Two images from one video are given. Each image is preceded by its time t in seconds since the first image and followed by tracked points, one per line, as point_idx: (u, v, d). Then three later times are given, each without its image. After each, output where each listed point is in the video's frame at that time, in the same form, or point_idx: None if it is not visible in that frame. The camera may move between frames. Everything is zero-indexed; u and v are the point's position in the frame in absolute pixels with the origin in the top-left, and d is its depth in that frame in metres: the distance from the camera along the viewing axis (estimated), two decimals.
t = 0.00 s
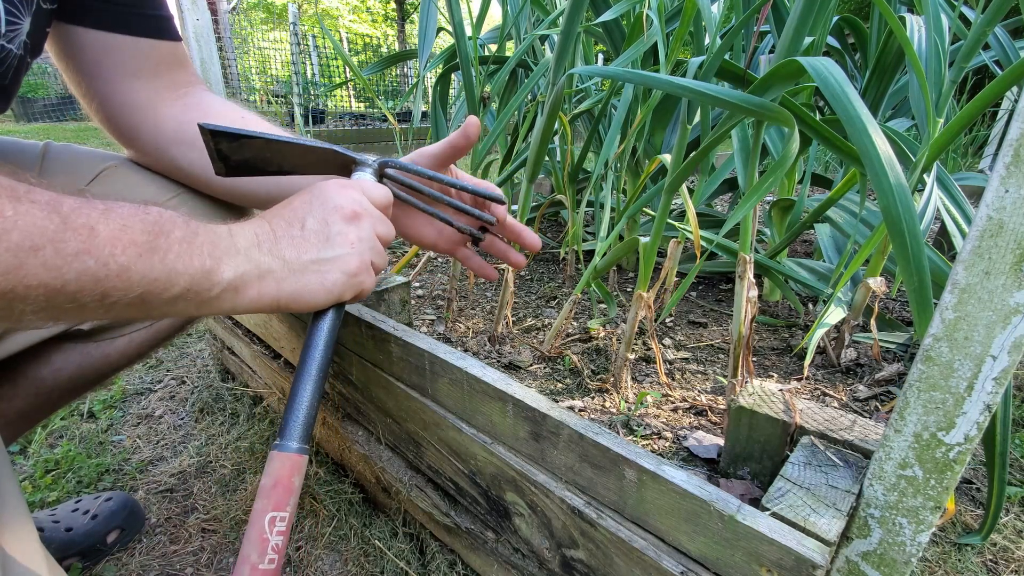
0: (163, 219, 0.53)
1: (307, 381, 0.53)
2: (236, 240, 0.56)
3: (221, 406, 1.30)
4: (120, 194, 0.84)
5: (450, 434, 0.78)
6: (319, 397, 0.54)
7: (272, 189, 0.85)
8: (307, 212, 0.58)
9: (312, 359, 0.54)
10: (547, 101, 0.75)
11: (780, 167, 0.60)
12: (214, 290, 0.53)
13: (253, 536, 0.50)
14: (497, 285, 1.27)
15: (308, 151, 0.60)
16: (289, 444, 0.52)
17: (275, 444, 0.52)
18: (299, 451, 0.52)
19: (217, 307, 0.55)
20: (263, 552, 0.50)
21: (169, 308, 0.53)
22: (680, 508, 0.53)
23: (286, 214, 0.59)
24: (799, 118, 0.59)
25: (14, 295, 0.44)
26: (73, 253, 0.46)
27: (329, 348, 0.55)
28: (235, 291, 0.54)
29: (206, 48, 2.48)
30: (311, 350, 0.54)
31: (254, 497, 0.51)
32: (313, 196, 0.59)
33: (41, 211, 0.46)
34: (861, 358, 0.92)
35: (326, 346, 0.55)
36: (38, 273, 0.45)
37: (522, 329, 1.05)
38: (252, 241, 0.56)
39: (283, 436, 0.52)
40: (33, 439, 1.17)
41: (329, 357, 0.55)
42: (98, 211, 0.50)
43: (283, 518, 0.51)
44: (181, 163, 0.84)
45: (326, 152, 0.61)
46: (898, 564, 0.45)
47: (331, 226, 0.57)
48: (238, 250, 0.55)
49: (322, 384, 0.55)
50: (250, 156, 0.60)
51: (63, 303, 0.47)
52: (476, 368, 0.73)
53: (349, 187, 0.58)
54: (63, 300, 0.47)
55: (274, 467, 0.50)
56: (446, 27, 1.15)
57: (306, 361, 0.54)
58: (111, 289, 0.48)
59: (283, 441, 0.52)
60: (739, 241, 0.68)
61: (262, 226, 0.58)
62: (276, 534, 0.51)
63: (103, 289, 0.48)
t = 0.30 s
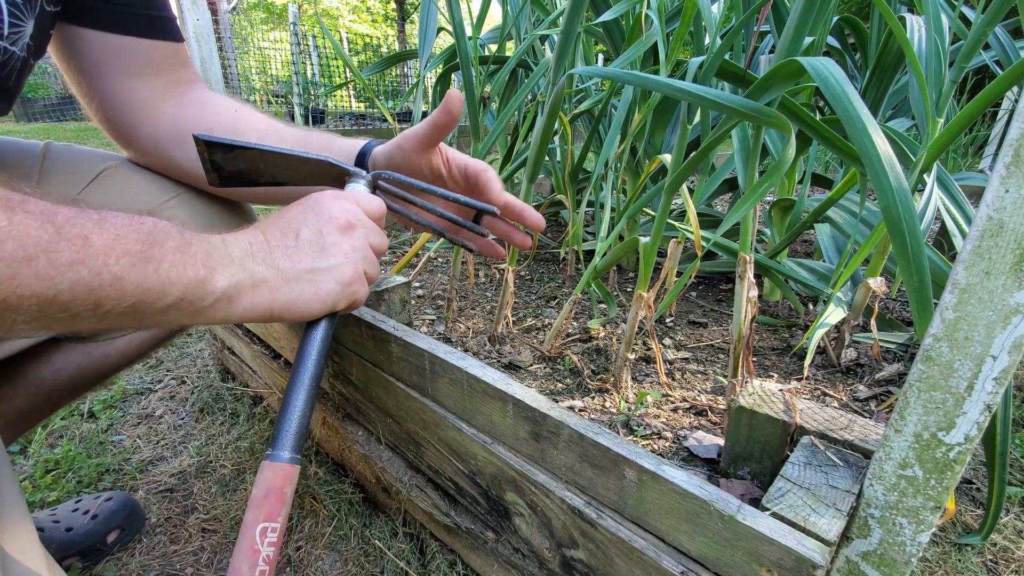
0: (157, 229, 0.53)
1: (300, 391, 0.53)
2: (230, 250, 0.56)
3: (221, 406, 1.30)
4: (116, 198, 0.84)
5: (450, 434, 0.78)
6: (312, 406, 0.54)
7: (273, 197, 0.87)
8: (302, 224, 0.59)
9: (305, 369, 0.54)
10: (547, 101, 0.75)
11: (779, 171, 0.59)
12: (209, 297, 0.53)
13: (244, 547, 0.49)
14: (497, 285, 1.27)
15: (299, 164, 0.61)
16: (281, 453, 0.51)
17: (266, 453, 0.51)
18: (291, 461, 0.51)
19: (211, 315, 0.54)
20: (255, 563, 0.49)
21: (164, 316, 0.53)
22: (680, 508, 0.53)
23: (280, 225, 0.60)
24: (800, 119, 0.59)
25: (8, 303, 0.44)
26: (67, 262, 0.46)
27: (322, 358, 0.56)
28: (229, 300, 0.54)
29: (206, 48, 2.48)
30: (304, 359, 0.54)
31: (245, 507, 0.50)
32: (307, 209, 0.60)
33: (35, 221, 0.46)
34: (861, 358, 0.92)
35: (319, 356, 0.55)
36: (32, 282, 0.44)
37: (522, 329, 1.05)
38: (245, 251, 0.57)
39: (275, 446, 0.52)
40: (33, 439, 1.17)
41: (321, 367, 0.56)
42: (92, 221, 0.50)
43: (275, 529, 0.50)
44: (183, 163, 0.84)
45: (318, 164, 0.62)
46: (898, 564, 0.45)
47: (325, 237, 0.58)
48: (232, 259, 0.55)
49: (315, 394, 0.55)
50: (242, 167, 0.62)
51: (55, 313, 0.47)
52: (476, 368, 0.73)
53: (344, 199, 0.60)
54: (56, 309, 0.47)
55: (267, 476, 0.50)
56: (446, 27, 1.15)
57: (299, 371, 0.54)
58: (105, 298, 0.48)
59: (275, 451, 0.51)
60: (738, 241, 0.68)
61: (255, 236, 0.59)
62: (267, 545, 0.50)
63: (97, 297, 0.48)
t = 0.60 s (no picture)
0: (155, 232, 0.53)
1: (301, 391, 0.53)
2: (228, 252, 0.56)
3: (221, 406, 1.30)
4: (115, 199, 0.83)
5: (450, 434, 0.78)
6: (313, 406, 0.54)
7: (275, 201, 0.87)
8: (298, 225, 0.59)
9: (305, 369, 0.54)
10: (547, 101, 0.75)
11: (778, 172, 0.60)
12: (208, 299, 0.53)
13: (250, 548, 0.49)
14: (497, 285, 1.27)
15: (291, 168, 0.62)
16: (284, 454, 0.51)
17: (269, 453, 0.51)
18: (294, 461, 0.52)
19: (210, 317, 0.54)
20: (261, 564, 0.49)
21: (163, 318, 0.53)
22: (680, 508, 0.53)
23: (277, 226, 0.60)
24: (800, 119, 0.59)
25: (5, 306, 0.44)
26: (65, 264, 0.46)
27: (322, 358, 0.56)
28: (229, 303, 0.54)
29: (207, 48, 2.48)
30: (304, 359, 0.55)
31: (249, 508, 0.50)
32: (302, 209, 0.60)
33: (33, 224, 0.46)
34: (861, 358, 0.92)
35: (318, 356, 0.56)
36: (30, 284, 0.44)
37: (522, 329, 1.05)
38: (242, 253, 0.57)
39: (277, 447, 0.52)
40: (33, 439, 1.17)
41: (321, 367, 0.56)
42: (90, 224, 0.50)
43: (280, 529, 0.50)
44: (184, 164, 0.84)
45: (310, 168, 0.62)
46: (898, 564, 0.45)
47: (322, 238, 0.58)
48: (230, 262, 0.55)
49: (316, 394, 0.55)
50: (237, 172, 0.63)
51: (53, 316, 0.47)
52: (476, 368, 0.73)
53: (341, 200, 0.60)
54: (55, 312, 0.47)
55: (271, 476, 0.50)
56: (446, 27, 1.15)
57: (299, 371, 0.54)
58: (103, 300, 0.48)
59: (278, 451, 0.51)
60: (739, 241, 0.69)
61: (253, 238, 0.59)
62: (273, 545, 0.50)
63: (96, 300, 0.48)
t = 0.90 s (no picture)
0: (154, 236, 0.53)
1: (302, 394, 0.53)
2: (228, 255, 0.56)
3: (221, 406, 1.30)
4: (114, 201, 0.83)
5: (450, 434, 0.78)
6: (314, 409, 0.54)
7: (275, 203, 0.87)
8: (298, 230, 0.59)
9: (306, 372, 0.54)
10: (547, 101, 0.75)
11: (778, 171, 0.59)
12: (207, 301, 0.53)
13: (251, 553, 0.49)
14: (497, 285, 1.27)
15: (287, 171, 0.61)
16: (285, 459, 0.51)
17: (269, 458, 0.51)
18: (295, 466, 0.51)
19: (210, 321, 0.54)
20: (262, 569, 0.49)
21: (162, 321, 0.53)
22: (680, 508, 0.53)
23: (277, 230, 0.60)
24: (800, 119, 0.59)
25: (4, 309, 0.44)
26: (64, 268, 0.46)
27: (322, 361, 0.56)
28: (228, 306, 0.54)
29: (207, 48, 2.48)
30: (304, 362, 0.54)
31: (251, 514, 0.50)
32: (301, 214, 0.60)
33: (32, 228, 0.46)
34: (862, 358, 0.92)
35: (319, 359, 0.56)
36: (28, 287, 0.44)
37: (523, 329, 1.05)
38: (243, 256, 0.57)
39: (278, 451, 0.52)
40: (33, 439, 1.17)
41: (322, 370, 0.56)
42: (89, 227, 0.50)
43: (281, 535, 0.50)
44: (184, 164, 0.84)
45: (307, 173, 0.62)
46: (898, 564, 0.45)
47: (323, 241, 0.58)
48: (230, 265, 0.55)
49: (317, 397, 0.55)
50: (236, 177, 0.64)
51: (52, 320, 0.47)
52: (476, 368, 0.73)
53: (340, 204, 0.60)
54: (53, 316, 0.47)
55: (270, 481, 0.50)
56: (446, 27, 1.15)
57: (300, 374, 0.54)
58: (102, 304, 0.48)
59: (279, 456, 0.51)
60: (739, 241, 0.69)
61: (253, 241, 0.59)
62: (275, 551, 0.50)
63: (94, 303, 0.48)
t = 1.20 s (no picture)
0: (149, 232, 0.53)
1: (302, 395, 0.53)
2: (226, 253, 0.56)
3: (221, 406, 1.30)
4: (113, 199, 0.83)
5: (450, 434, 0.78)
6: (315, 409, 0.54)
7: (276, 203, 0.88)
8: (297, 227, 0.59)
9: (307, 372, 0.54)
10: (548, 102, 0.75)
11: (778, 172, 0.59)
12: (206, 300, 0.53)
13: (254, 557, 0.49)
14: (497, 285, 1.27)
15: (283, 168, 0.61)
16: (286, 460, 0.52)
17: (270, 461, 0.51)
18: (296, 467, 0.51)
19: (208, 319, 0.55)
20: (265, 572, 0.49)
21: (160, 319, 0.53)
22: (680, 508, 0.53)
23: (276, 228, 0.60)
24: (799, 119, 0.59)
25: None
26: (57, 264, 0.46)
27: (322, 361, 0.56)
28: (227, 304, 0.54)
29: (207, 47, 2.48)
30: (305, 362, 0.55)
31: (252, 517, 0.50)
32: (300, 212, 0.60)
33: (24, 223, 0.46)
34: (862, 358, 0.92)
35: (319, 359, 0.56)
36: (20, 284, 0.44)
37: (523, 329, 1.05)
38: (242, 255, 0.57)
39: (279, 453, 0.52)
40: (33, 439, 1.17)
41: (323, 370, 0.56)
42: (83, 223, 0.50)
43: (283, 537, 0.50)
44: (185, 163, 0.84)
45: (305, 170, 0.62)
46: (898, 564, 0.45)
47: (323, 240, 0.58)
48: (228, 263, 0.55)
49: (318, 397, 0.55)
50: (229, 175, 0.63)
51: (42, 317, 0.47)
52: (477, 368, 0.73)
53: (340, 202, 0.60)
54: (43, 314, 0.47)
55: (272, 484, 0.50)
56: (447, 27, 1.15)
57: (301, 375, 0.54)
58: (94, 303, 0.48)
59: (280, 457, 0.52)
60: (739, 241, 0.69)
61: (252, 239, 0.59)
62: (277, 553, 0.50)
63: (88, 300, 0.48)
